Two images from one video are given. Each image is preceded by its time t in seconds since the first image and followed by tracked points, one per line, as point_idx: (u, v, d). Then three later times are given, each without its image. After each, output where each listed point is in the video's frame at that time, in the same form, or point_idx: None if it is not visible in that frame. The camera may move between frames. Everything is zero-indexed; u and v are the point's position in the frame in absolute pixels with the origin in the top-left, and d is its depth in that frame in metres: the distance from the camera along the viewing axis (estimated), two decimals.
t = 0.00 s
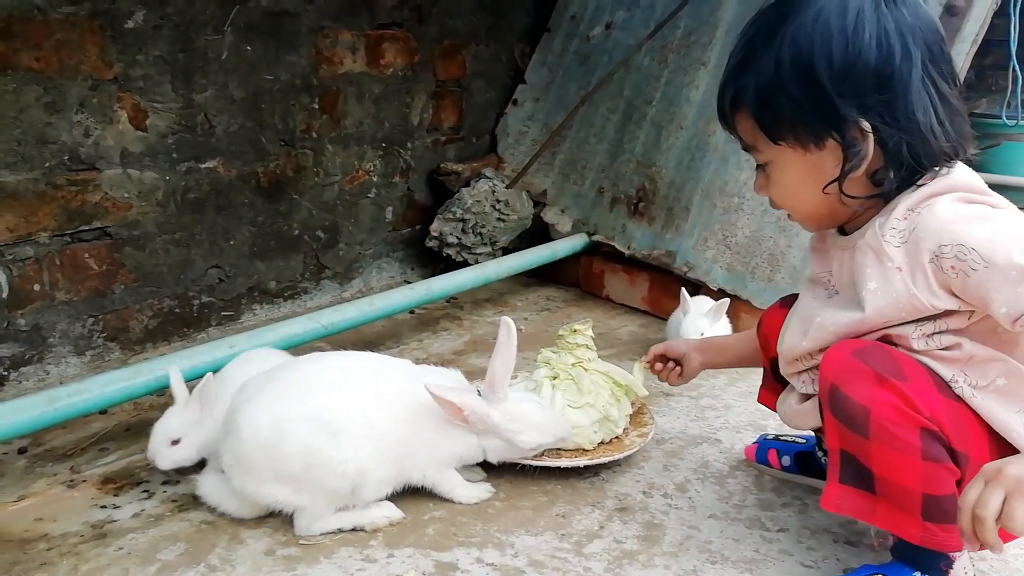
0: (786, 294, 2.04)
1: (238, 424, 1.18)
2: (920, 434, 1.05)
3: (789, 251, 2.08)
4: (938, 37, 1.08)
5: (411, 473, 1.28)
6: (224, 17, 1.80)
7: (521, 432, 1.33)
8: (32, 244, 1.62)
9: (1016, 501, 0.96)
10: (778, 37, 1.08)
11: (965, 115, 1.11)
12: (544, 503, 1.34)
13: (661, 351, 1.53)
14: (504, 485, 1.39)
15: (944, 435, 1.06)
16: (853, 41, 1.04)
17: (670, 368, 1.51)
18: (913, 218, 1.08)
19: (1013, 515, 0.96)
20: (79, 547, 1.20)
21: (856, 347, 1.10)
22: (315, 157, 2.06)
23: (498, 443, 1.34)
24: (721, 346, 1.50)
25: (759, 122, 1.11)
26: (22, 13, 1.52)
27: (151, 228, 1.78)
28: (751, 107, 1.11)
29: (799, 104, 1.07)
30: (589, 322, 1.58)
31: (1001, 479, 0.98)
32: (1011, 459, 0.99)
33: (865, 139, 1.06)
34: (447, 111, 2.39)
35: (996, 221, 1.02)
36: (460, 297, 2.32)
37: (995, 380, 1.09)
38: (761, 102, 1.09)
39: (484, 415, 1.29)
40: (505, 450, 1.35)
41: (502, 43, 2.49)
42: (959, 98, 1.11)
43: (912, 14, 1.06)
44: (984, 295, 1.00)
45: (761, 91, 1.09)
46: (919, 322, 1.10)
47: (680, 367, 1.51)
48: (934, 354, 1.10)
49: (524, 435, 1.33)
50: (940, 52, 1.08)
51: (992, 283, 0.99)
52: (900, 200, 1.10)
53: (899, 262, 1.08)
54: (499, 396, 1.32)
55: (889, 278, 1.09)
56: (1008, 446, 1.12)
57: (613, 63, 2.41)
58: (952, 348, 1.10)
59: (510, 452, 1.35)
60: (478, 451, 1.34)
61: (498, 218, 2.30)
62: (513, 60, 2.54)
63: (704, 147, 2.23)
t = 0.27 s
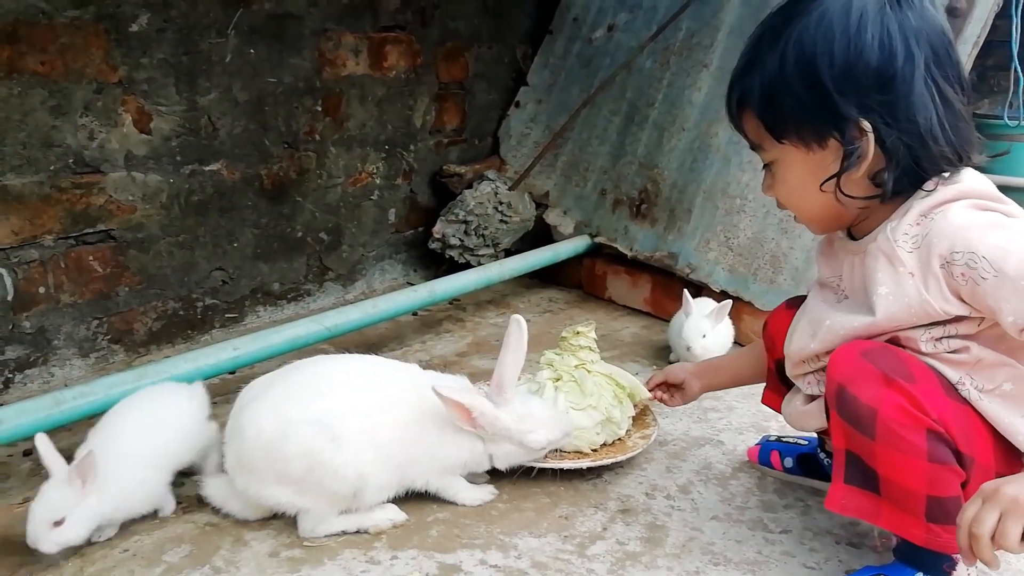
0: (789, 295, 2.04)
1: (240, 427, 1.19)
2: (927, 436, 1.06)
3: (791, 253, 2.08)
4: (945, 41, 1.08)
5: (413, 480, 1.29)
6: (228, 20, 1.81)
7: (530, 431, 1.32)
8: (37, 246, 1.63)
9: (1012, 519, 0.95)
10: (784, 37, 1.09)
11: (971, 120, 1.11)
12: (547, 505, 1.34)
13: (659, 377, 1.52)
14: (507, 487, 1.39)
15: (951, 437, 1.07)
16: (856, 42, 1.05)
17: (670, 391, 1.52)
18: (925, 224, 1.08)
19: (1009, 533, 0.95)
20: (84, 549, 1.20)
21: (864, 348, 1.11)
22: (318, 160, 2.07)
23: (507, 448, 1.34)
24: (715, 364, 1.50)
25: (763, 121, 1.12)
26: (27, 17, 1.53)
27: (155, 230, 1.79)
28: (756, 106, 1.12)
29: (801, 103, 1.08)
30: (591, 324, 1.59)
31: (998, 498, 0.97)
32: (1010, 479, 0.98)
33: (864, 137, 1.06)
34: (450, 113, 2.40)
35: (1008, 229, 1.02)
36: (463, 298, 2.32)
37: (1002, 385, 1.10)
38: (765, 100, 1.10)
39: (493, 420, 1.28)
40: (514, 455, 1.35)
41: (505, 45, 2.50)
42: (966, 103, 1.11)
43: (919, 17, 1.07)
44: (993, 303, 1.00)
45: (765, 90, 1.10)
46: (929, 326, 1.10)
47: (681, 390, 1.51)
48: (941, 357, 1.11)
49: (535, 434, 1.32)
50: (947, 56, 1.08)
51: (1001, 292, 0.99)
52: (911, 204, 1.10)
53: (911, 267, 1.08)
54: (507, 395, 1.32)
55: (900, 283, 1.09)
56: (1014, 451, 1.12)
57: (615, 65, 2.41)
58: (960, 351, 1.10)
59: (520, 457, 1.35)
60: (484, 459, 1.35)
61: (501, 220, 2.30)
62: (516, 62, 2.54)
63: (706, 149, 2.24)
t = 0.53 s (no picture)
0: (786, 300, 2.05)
1: (239, 435, 1.19)
2: (927, 442, 1.06)
3: (789, 258, 2.09)
4: (946, 47, 1.09)
5: (411, 488, 1.29)
6: (227, 28, 1.81)
7: (526, 428, 1.34)
8: (36, 254, 1.63)
9: None
10: (785, 42, 1.09)
11: (968, 125, 1.12)
12: (545, 511, 1.35)
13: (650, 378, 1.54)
14: (505, 493, 1.40)
15: (951, 443, 1.07)
16: (856, 47, 1.05)
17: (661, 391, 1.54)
18: (930, 230, 1.08)
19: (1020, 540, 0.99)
20: (83, 557, 1.20)
21: (866, 354, 1.11)
22: (317, 166, 2.08)
23: (500, 446, 1.34)
24: (702, 367, 1.49)
25: (764, 125, 1.12)
26: (27, 26, 1.53)
27: (154, 238, 1.80)
28: (756, 110, 1.12)
29: (802, 107, 1.08)
30: (588, 330, 1.60)
31: (1012, 506, 1.01)
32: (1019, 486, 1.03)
33: (863, 140, 1.07)
34: (448, 119, 2.40)
35: (1014, 236, 1.02)
36: (463, 304, 2.32)
37: (1002, 392, 1.10)
38: (766, 105, 1.11)
39: (491, 413, 1.30)
40: (505, 455, 1.35)
41: (503, 51, 2.51)
42: (965, 108, 1.11)
43: (918, 23, 1.07)
44: (998, 309, 1.01)
45: (765, 95, 1.10)
46: (932, 331, 1.11)
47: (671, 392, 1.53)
48: (941, 362, 1.11)
49: (529, 431, 1.34)
50: (947, 61, 1.08)
51: (1008, 298, 1.00)
52: (915, 211, 1.11)
53: (916, 273, 1.08)
54: (503, 386, 1.38)
55: (905, 289, 1.09)
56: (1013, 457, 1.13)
57: (613, 70, 2.42)
58: (961, 357, 1.10)
59: (511, 458, 1.35)
60: (478, 463, 1.34)
61: (499, 225, 2.31)
62: (514, 68, 2.55)
63: (704, 154, 2.24)
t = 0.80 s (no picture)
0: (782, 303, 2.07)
1: (231, 438, 1.19)
2: (917, 447, 1.06)
3: (783, 261, 2.11)
4: (938, 51, 1.09)
5: (405, 490, 1.29)
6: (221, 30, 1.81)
7: (518, 433, 1.34)
8: (29, 257, 1.63)
9: (980, 526, 0.97)
10: (778, 45, 1.10)
11: (960, 129, 1.12)
12: (539, 514, 1.35)
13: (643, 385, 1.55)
14: (499, 496, 1.39)
15: (941, 448, 1.07)
16: (847, 50, 1.06)
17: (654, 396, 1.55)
18: (919, 231, 1.09)
19: (978, 540, 0.97)
20: (75, 560, 1.20)
21: (854, 360, 1.11)
22: (311, 169, 2.08)
23: (493, 451, 1.34)
24: (695, 374, 1.50)
25: (756, 126, 1.13)
26: (20, 28, 1.53)
27: (148, 240, 1.79)
28: (750, 112, 1.13)
29: (793, 109, 1.08)
30: (584, 333, 1.60)
31: (969, 506, 0.99)
32: (984, 488, 1.01)
33: (852, 142, 1.07)
34: (444, 121, 2.40)
35: (1002, 239, 1.03)
36: (457, 306, 2.32)
37: (990, 396, 1.10)
38: (758, 106, 1.11)
39: (485, 414, 1.31)
40: (498, 459, 1.34)
41: (499, 54, 2.51)
42: (956, 113, 1.11)
43: (910, 27, 1.08)
44: (981, 312, 1.02)
45: (758, 97, 1.11)
46: (920, 333, 1.11)
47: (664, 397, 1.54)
48: (928, 365, 1.11)
49: (522, 436, 1.34)
50: (938, 65, 1.09)
51: (991, 300, 1.00)
52: (906, 213, 1.11)
53: (904, 273, 1.09)
54: (500, 392, 1.38)
55: (893, 288, 1.09)
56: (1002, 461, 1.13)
57: (608, 73, 2.42)
58: (949, 360, 1.11)
59: (504, 463, 1.35)
60: (471, 465, 1.34)
61: (495, 228, 2.31)
62: (510, 71, 2.56)
63: (699, 157, 2.24)
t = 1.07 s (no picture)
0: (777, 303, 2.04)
1: (226, 435, 1.18)
2: (912, 445, 1.06)
3: (779, 260, 2.07)
4: (920, 50, 1.09)
5: (400, 489, 1.29)
6: (216, 27, 1.81)
7: (509, 426, 1.34)
8: (23, 253, 1.62)
9: (974, 532, 0.95)
10: (763, 52, 1.11)
11: (948, 126, 1.12)
12: (533, 512, 1.34)
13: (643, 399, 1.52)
14: (494, 494, 1.39)
15: (936, 447, 1.07)
16: (831, 54, 1.06)
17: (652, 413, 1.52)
18: (915, 229, 1.09)
19: (973, 545, 0.95)
20: (68, 558, 1.20)
21: (850, 358, 1.11)
22: (307, 166, 2.07)
23: (483, 444, 1.33)
24: (695, 390, 1.48)
25: (747, 134, 1.14)
26: (14, 24, 1.52)
27: (143, 237, 1.79)
28: (740, 120, 1.14)
29: (781, 115, 1.09)
30: (577, 332, 1.60)
31: (963, 511, 0.97)
32: (978, 492, 0.98)
33: (843, 143, 1.07)
34: (439, 119, 2.40)
35: (998, 236, 1.03)
36: (453, 305, 2.32)
37: (987, 394, 1.10)
38: (748, 114, 1.12)
39: (479, 408, 1.30)
40: (488, 453, 1.34)
41: (495, 52, 2.51)
42: (943, 111, 1.12)
43: (892, 27, 1.08)
44: (976, 309, 1.02)
45: (747, 104, 1.12)
46: (918, 331, 1.11)
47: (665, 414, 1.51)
48: (924, 364, 1.11)
49: (513, 429, 1.34)
50: (922, 64, 1.09)
51: (985, 297, 1.00)
52: (902, 211, 1.11)
53: (900, 270, 1.08)
54: (490, 384, 1.38)
55: (889, 286, 1.09)
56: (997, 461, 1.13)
57: (604, 72, 2.42)
58: (945, 358, 1.11)
59: (494, 456, 1.35)
60: (463, 463, 1.34)
61: (490, 226, 2.30)
62: (506, 69, 2.56)
63: (694, 156, 2.24)
